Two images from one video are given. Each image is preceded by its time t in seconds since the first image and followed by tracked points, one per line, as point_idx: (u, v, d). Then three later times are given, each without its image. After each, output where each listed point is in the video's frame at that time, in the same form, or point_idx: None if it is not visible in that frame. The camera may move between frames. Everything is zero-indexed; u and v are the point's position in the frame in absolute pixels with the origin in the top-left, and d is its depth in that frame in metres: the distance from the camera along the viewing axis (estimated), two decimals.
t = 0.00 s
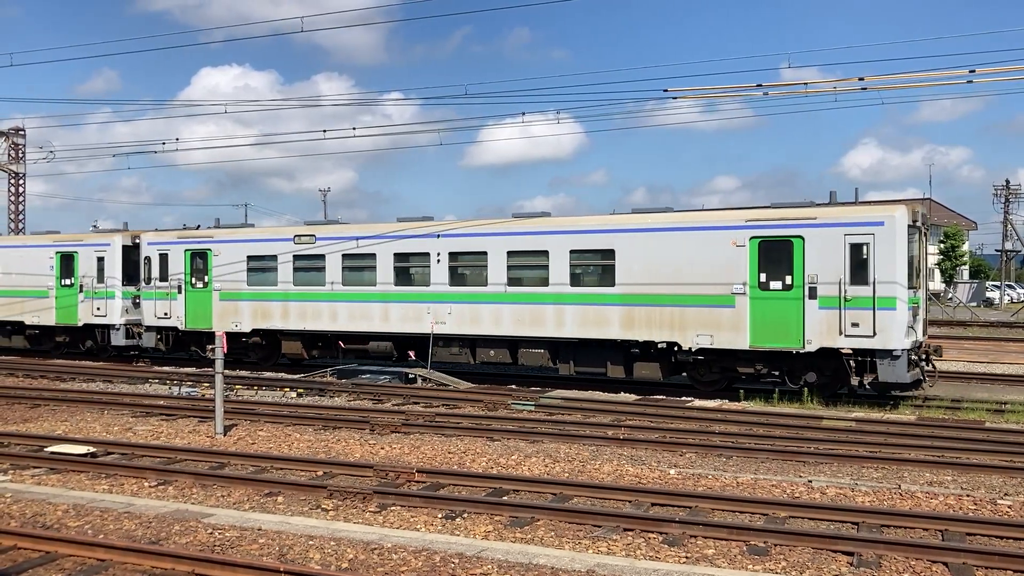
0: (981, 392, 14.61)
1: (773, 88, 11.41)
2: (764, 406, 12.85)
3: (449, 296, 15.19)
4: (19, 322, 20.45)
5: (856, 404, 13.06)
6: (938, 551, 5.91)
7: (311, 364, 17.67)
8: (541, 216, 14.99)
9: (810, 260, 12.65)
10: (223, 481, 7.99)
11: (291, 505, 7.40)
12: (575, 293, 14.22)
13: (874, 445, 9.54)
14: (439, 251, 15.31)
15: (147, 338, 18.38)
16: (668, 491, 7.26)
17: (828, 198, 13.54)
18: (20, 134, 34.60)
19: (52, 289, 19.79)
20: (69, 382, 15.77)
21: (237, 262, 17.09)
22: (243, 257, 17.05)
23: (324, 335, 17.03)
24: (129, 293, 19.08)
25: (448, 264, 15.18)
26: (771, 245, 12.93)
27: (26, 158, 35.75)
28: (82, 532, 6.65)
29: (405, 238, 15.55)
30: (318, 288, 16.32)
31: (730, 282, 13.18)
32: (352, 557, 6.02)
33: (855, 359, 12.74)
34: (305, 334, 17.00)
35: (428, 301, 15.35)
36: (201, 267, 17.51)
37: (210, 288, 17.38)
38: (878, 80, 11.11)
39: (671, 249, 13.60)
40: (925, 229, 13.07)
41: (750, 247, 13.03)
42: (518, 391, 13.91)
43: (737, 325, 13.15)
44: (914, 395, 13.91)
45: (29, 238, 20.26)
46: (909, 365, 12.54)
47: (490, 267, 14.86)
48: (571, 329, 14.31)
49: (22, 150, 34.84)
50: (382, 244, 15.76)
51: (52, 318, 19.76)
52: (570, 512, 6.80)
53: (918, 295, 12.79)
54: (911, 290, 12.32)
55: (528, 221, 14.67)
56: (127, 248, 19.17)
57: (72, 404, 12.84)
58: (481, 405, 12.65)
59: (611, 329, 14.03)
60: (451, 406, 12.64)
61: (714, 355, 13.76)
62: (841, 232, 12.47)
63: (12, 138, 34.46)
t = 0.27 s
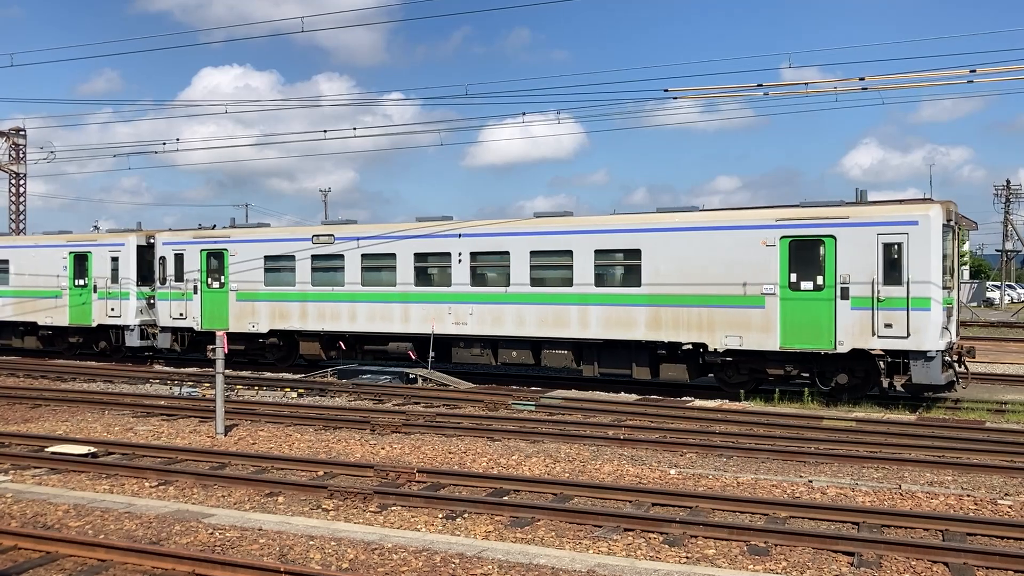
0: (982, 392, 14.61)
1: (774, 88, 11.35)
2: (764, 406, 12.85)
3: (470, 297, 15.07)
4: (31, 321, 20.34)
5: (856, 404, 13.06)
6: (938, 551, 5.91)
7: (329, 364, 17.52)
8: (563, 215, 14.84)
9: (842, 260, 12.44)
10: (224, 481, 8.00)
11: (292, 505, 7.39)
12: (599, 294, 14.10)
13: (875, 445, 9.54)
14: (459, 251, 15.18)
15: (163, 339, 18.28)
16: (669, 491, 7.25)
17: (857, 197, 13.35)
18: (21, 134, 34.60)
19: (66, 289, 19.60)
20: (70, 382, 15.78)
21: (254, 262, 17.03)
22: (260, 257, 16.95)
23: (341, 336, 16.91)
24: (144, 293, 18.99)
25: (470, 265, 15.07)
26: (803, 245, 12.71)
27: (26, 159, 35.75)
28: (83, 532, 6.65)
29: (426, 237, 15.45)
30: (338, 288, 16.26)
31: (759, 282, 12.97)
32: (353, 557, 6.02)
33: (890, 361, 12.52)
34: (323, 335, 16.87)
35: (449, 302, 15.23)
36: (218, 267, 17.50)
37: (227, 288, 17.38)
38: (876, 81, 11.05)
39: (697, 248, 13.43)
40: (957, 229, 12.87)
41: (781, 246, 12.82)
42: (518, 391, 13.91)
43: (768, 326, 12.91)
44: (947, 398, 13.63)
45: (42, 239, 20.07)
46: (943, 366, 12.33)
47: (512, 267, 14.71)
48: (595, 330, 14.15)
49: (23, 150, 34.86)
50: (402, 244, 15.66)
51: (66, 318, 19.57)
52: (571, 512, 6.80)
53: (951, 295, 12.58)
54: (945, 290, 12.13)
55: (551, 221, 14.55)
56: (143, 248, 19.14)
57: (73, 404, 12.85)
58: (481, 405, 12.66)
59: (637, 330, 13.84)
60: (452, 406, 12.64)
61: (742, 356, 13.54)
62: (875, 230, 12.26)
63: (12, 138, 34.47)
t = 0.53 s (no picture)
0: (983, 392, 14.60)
1: (774, 88, 11.18)
2: (765, 406, 12.86)
3: (491, 297, 15.05)
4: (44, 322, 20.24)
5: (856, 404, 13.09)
6: (938, 551, 5.90)
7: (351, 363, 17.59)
8: (586, 214, 14.77)
9: (874, 260, 12.35)
10: (224, 481, 8.00)
11: (293, 505, 7.39)
12: (624, 294, 14.02)
13: (875, 445, 9.54)
14: (481, 251, 15.15)
15: (178, 339, 18.24)
16: (670, 491, 7.25)
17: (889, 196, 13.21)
18: (23, 134, 34.61)
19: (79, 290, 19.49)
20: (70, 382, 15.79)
21: (270, 262, 16.99)
22: (277, 258, 16.90)
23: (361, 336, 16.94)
24: (159, 294, 18.94)
25: (492, 265, 15.05)
26: (833, 245, 12.64)
27: (27, 159, 35.76)
28: (84, 532, 6.66)
29: (447, 237, 15.40)
30: (356, 289, 16.21)
31: (790, 282, 12.88)
32: (353, 557, 6.01)
33: (922, 362, 12.49)
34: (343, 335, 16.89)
35: (470, 302, 15.21)
36: (234, 267, 17.44)
37: (243, 288, 17.31)
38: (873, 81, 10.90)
39: (723, 248, 13.34)
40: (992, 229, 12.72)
41: (812, 246, 12.75)
42: (519, 391, 13.93)
43: (798, 326, 12.84)
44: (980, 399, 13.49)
45: (56, 238, 19.93)
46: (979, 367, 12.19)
47: (535, 267, 14.67)
48: (620, 330, 14.07)
49: (24, 150, 34.86)
50: (422, 244, 15.60)
51: (79, 318, 19.45)
52: (571, 512, 6.80)
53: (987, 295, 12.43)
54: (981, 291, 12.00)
55: (575, 220, 14.50)
56: (156, 248, 19.02)
57: (73, 404, 12.85)
58: (482, 405, 12.66)
59: (664, 330, 13.76)
60: (452, 406, 12.64)
61: (772, 357, 13.52)
62: (908, 230, 12.15)
63: (13, 138, 34.47)
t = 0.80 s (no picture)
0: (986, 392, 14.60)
1: (775, 87, 11.14)
2: (766, 407, 12.86)
3: (513, 298, 14.99)
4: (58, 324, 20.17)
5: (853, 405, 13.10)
6: (938, 552, 5.90)
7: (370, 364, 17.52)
8: (610, 213, 14.72)
9: (908, 260, 12.23)
10: (224, 482, 8.00)
11: (293, 506, 7.40)
12: (650, 294, 13.94)
13: (875, 445, 9.54)
14: (503, 250, 15.12)
15: (193, 340, 18.18)
16: (670, 491, 7.25)
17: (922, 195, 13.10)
18: (23, 134, 34.64)
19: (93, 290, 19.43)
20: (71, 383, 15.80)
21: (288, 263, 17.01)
22: (294, 258, 16.95)
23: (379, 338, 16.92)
24: (173, 294, 18.88)
25: (514, 265, 15.01)
26: (865, 244, 12.54)
27: (27, 159, 35.79)
28: (84, 532, 6.66)
29: (469, 237, 15.36)
30: (375, 289, 16.16)
31: (821, 282, 12.79)
32: (353, 557, 6.02)
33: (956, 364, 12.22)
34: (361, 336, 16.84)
35: (492, 302, 15.15)
36: (251, 267, 17.46)
37: (260, 289, 17.30)
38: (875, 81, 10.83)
39: (750, 247, 13.26)
40: None
41: (844, 245, 12.64)
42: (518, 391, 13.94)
43: (828, 327, 12.75)
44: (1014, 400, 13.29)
45: (68, 238, 19.90)
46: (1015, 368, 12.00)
47: (559, 267, 14.62)
48: (646, 331, 13.99)
49: (25, 150, 34.89)
50: (444, 243, 15.54)
51: (93, 319, 19.41)
52: (571, 513, 6.80)
53: None
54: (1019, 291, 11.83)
55: (600, 219, 14.44)
56: (172, 247, 19.01)
57: (74, 404, 12.86)
58: (483, 405, 12.67)
59: (691, 331, 13.68)
60: (453, 406, 12.64)
61: (802, 359, 13.40)
62: (943, 229, 12.03)
63: (13, 138, 34.49)
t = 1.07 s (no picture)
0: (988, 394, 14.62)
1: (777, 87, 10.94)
2: (766, 407, 12.85)
3: (536, 298, 14.88)
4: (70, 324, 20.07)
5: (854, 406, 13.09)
6: (939, 552, 5.90)
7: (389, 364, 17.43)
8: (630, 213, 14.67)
9: (943, 260, 12.09)
10: (225, 482, 8.00)
11: (293, 506, 7.40)
12: (677, 295, 13.82)
13: (876, 446, 9.54)
14: (526, 250, 15.03)
15: (210, 340, 18.15)
16: (671, 491, 7.25)
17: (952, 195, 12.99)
18: (24, 135, 34.65)
19: (107, 290, 19.35)
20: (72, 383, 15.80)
21: (306, 263, 16.93)
22: (313, 259, 16.87)
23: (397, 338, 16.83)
24: (189, 294, 18.66)
25: (537, 264, 14.91)
26: (898, 244, 12.39)
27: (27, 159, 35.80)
28: (85, 532, 6.66)
29: (492, 237, 15.29)
30: (395, 290, 16.05)
31: (852, 282, 12.65)
32: (354, 557, 6.02)
33: (990, 366, 12.10)
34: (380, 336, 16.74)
35: (515, 303, 15.04)
36: (268, 267, 17.36)
37: (277, 289, 17.19)
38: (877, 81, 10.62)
39: (777, 247, 13.14)
40: None
41: (875, 245, 12.51)
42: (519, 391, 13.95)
43: (860, 328, 12.60)
44: None
45: (81, 237, 19.89)
46: None
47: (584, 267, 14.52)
48: (672, 332, 13.86)
49: (26, 151, 34.89)
50: (465, 243, 15.46)
51: (106, 318, 19.32)
52: (572, 513, 6.80)
53: None
54: None
55: (625, 219, 14.33)
56: (187, 247, 18.84)
57: (75, 404, 12.86)
58: (483, 405, 12.68)
59: (719, 332, 13.53)
60: (454, 406, 12.64)
61: (833, 359, 13.25)
62: (978, 229, 11.90)
63: (14, 138, 34.50)
